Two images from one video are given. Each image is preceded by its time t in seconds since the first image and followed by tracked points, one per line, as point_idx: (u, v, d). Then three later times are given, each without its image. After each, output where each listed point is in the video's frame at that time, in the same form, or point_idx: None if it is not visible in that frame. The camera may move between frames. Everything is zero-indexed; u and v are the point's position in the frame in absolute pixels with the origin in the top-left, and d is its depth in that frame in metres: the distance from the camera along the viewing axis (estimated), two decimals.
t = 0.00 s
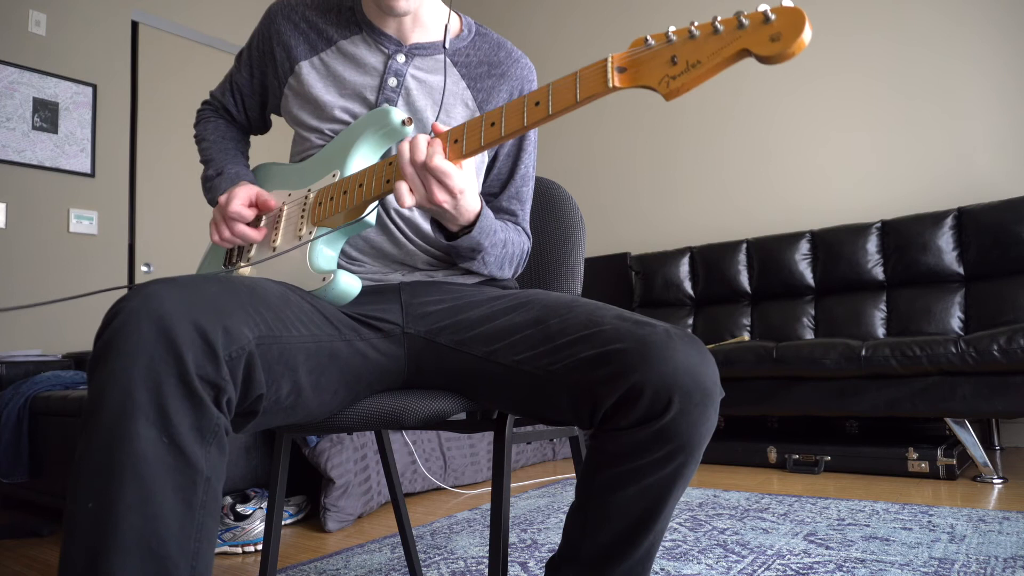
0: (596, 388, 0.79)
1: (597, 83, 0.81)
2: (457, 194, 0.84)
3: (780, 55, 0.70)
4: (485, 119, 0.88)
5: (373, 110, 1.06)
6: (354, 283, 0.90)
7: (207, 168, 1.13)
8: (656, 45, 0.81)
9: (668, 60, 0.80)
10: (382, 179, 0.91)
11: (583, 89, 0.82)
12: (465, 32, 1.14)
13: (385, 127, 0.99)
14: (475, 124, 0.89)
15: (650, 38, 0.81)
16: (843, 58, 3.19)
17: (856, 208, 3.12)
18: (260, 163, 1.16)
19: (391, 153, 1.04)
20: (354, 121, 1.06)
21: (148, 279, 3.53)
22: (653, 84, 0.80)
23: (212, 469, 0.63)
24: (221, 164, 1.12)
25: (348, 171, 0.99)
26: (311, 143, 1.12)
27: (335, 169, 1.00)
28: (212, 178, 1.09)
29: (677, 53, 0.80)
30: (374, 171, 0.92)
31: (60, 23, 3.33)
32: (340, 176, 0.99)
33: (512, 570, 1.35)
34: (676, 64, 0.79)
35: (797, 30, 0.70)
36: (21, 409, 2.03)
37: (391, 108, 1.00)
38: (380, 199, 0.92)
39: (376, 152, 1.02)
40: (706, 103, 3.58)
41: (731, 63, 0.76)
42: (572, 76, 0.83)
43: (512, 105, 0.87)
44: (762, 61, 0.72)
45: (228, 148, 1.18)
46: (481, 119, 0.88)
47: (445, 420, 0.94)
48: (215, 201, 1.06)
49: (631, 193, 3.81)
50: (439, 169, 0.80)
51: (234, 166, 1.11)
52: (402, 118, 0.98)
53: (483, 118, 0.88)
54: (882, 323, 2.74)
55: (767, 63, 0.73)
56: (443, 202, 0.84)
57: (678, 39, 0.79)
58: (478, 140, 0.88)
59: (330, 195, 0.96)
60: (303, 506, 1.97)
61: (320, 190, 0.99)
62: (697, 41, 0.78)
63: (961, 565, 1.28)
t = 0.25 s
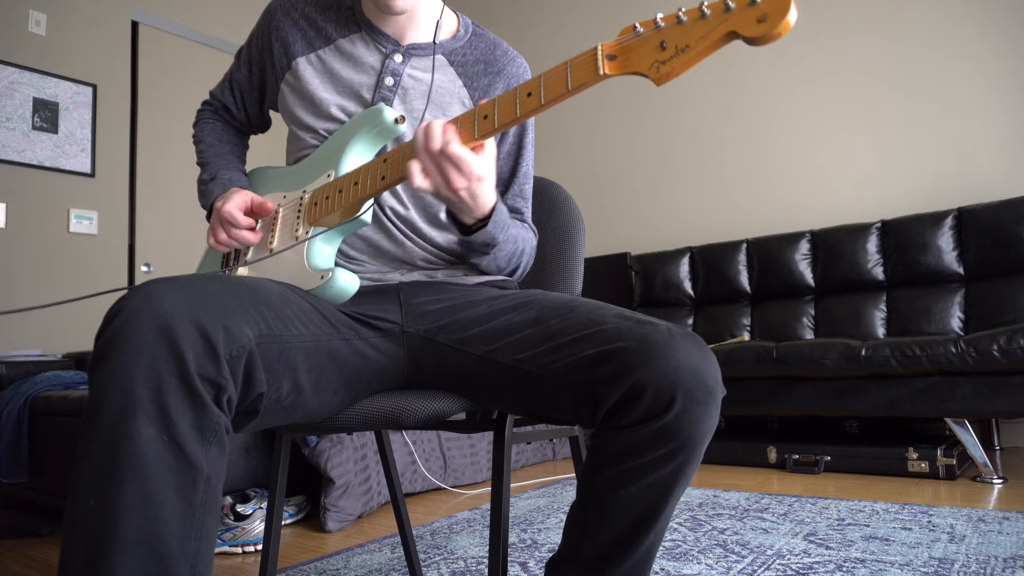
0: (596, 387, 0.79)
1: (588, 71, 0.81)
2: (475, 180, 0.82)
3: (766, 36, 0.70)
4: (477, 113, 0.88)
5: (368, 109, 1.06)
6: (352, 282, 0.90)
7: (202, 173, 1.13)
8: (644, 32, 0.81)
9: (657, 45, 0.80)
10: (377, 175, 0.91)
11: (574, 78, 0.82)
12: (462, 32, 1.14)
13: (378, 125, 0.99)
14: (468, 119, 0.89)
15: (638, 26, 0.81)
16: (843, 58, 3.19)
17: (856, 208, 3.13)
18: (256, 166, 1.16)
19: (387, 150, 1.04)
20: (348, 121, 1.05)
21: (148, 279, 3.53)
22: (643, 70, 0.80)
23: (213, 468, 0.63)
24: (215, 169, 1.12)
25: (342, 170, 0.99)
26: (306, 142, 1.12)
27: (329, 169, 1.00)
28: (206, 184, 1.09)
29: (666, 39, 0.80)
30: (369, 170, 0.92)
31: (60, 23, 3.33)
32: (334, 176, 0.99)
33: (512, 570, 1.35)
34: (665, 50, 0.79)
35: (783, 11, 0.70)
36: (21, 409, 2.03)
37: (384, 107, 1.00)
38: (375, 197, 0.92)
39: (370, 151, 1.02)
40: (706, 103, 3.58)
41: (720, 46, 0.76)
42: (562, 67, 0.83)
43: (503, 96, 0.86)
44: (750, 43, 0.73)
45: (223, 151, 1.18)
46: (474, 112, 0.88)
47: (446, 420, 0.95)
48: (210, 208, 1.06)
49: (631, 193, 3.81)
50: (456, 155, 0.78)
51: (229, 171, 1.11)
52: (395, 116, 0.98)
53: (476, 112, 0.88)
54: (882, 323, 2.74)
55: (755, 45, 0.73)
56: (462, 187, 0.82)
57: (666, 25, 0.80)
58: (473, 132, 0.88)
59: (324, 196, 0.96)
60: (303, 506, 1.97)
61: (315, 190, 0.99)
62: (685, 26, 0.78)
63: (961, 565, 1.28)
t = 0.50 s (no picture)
0: (595, 387, 0.79)
1: (585, 61, 0.80)
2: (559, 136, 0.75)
3: (762, 22, 0.71)
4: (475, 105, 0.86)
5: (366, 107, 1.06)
6: (351, 277, 0.91)
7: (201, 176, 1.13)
8: (640, 22, 0.80)
9: (653, 35, 0.80)
10: (376, 172, 0.91)
11: (571, 69, 0.82)
12: (455, 21, 1.14)
13: (377, 124, 0.99)
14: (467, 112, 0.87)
15: (634, 16, 0.81)
16: (843, 58, 3.19)
17: (856, 208, 3.13)
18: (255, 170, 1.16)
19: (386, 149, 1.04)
20: (345, 119, 1.05)
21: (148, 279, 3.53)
22: (641, 60, 0.80)
23: (214, 466, 0.63)
24: (213, 171, 1.12)
25: (340, 169, 0.99)
26: (305, 140, 1.12)
27: (327, 167, 1.01)
28: (204, 186, 1.09)
29: (661, 28, 0.80)
30: (367, 168, 0.92)
31: (60, 23, 3.33)
32: (332, 174, 0.99)
33: (512, 570, 1.35)
34: (661, 38, 0.79)
35: None
36: (21, 409, 2.04)
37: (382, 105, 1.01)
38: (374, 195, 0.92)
39: (368, 150, 1.02)
40: (706, 102, 3.58)
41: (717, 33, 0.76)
42: (559, 58, 0.83)
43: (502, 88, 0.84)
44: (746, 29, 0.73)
45: (223, 155, 1.17)
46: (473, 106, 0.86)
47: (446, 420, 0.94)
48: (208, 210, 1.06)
49: (631, 192, 3.82)
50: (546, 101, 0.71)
51: (227, 173, 1.11)
52: (393, 115, 0.99)
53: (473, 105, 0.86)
54: (882, 323, 2.74)
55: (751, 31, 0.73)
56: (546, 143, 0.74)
57: (661, 15, 0.80)
58: (471, 126, 0.85)
59: (323, 194, 0.96)
60: (303, 506, 1.97)
61: (313, 189, 0.99)
62: (681, 15, 0.78)
63: (960, 565, 1.28)
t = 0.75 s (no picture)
0: (596, 387, 0.79)
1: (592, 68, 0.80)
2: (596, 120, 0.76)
3: (771, 31, 0.71)
4: (482, 111, 0.86)
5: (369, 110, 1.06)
6: (353, 281, 0.90)
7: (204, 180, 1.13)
8: (647, 30, 0.80)
9: (660, 43, 0.80)
10: (381, 175, 0.91)
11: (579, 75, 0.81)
12: (454, 24, 1.14)
13: (382, 127, 0.99)
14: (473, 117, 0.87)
15: (641, 23, 0.81)
16: (843, 58, 3.19)
17: (856, 208, 3.13)
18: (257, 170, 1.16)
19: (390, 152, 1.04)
20: (351, 122, 1.05)
21: (148, 279, 3.53)
22: (648, 68, 0.80)
23: (213, 476, 0.63)
24: (216, 174, 1.12)
25: (344, 171, 0.99)
26: (308, 146, 1.11)
27: (332, 170, 1.01)
28: (208, 189, 1.09)
29: (669, 36, 0.79)
30: (372, 170, 0.93)
31: (60, 23, 3.33)
32: (337, 177, 0.99)
33: (512, 570, 1.35)
34: (669, 46, 0.79)
35: (787, 5, 0.70)
36: (21, 409, 2.03)
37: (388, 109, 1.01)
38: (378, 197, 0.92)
39: (372, 153, 1.02)
40: (706, 103, 3.58)
41: (726, 40, 0.76)
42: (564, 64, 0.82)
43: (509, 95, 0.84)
44: (755, 38, 0.73)
45: (225, 160, 1.17)
46: (479, 111, 0.86)
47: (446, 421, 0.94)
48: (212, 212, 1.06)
49: (631, 192, 3.82)
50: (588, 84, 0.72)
51: (230, 176, 1.11)
52: (398, 118, 0.99)
53: (480, 111, 0.87)
54: (882, 323, 2.74)
55: (759, 39, 0.74)
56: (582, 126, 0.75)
57: (669, 22, 0.79)
58: (478, 131, 0.86)
59: (327, 196, 0.96)
60: (303, 506, 1.97)
61: (317, 191, 0.98)
62: (689, 23, 0.78)
63: (961, 565, 1.28)
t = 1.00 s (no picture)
0: (596, 385, 0.79)
1: (597, 79, 0.81)
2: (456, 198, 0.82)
3: (776, 50, 0.71)
4: (485, 118, 0.86)
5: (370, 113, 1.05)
6: (354, 281, 0.90)
7: (205, 179, 1.13)
8: (652, 44, 0.81)
9: (666, 57, 0.80)
10: (382, 177, 0.90)
11: (583, 86, 0.82)
12: (455, 33, 1.14)
13: (384, 128, 0.99)
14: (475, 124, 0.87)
15: (648, 36, 0.81)
16: (843, 58, 3.19)
17: (856, 208, 3.12)
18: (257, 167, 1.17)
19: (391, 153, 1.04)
20: (353, 122, 1.05)
21: (148, 279, 3.53)
22: (651, 81, 0.80)
23: (221, 469, 0.63)
24: (217, 174, 1.12)
25: (347, 171, 0.99)
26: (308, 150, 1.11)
27: (333, 169, 1.00)
28: (209, 188, 1.09)
29: (674, 50, 0.80)
30: (374, 171, 0.91)
31: (60, 23, 3.33)
32: (338, 176, 0.99)
33: (512, 570, 1.35)
34: (674, 61, 0.79)
35: (792, 26, 0.71)
36: (21, 409, 2.03)
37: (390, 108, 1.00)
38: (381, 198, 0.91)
39: (374, 152, 1.02)
40: (706, 103, 3.58)
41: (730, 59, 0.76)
42: (571, 75, 0.83)
43: (512, 103, 0.86)
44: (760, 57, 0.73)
45: (223, 158, 1.18)
46: (482, 118, 0.86)
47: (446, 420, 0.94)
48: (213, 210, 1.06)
49: (631, 192, 3.82)
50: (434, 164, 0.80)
51: (230, 174, 1.11)
52: (400, 118, 0.98)
53: (483, 118, 0.87)
54: (882, 323, 2.74)
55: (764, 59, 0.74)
56: (438, 204, 0.82)
57: (675, 36, 0.80)
58: (478, 137, 0.86)
59: (328, 195, 0.95)
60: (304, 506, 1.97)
61: (318, 190, 0.98)
62: (695, 38, 0.78)
63: (961, 565, 1.28)
